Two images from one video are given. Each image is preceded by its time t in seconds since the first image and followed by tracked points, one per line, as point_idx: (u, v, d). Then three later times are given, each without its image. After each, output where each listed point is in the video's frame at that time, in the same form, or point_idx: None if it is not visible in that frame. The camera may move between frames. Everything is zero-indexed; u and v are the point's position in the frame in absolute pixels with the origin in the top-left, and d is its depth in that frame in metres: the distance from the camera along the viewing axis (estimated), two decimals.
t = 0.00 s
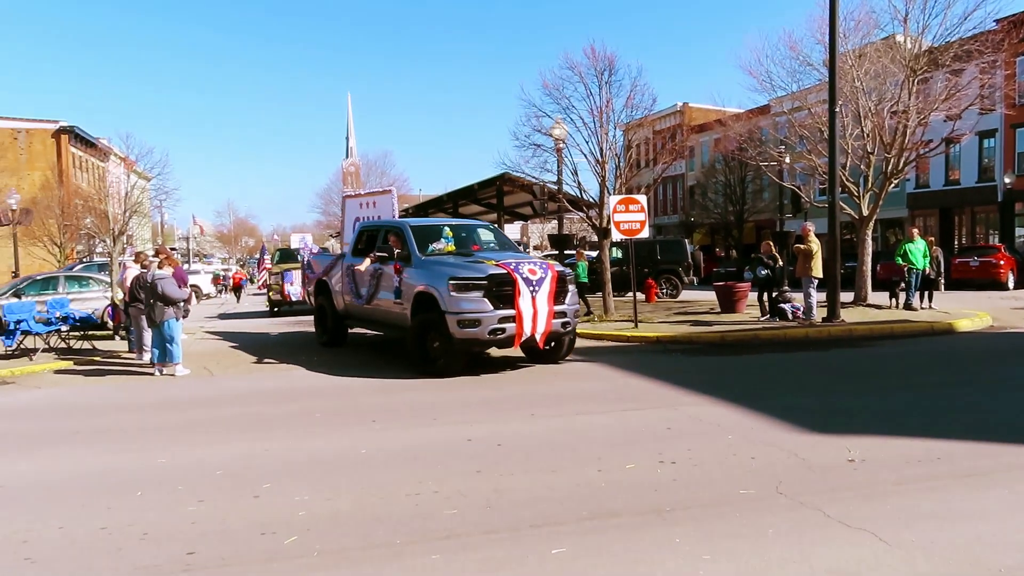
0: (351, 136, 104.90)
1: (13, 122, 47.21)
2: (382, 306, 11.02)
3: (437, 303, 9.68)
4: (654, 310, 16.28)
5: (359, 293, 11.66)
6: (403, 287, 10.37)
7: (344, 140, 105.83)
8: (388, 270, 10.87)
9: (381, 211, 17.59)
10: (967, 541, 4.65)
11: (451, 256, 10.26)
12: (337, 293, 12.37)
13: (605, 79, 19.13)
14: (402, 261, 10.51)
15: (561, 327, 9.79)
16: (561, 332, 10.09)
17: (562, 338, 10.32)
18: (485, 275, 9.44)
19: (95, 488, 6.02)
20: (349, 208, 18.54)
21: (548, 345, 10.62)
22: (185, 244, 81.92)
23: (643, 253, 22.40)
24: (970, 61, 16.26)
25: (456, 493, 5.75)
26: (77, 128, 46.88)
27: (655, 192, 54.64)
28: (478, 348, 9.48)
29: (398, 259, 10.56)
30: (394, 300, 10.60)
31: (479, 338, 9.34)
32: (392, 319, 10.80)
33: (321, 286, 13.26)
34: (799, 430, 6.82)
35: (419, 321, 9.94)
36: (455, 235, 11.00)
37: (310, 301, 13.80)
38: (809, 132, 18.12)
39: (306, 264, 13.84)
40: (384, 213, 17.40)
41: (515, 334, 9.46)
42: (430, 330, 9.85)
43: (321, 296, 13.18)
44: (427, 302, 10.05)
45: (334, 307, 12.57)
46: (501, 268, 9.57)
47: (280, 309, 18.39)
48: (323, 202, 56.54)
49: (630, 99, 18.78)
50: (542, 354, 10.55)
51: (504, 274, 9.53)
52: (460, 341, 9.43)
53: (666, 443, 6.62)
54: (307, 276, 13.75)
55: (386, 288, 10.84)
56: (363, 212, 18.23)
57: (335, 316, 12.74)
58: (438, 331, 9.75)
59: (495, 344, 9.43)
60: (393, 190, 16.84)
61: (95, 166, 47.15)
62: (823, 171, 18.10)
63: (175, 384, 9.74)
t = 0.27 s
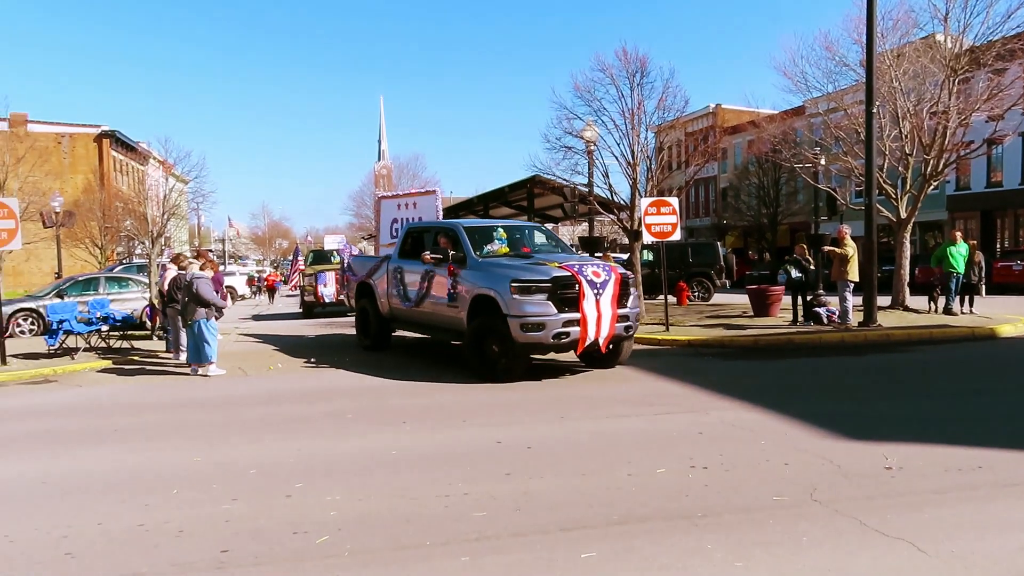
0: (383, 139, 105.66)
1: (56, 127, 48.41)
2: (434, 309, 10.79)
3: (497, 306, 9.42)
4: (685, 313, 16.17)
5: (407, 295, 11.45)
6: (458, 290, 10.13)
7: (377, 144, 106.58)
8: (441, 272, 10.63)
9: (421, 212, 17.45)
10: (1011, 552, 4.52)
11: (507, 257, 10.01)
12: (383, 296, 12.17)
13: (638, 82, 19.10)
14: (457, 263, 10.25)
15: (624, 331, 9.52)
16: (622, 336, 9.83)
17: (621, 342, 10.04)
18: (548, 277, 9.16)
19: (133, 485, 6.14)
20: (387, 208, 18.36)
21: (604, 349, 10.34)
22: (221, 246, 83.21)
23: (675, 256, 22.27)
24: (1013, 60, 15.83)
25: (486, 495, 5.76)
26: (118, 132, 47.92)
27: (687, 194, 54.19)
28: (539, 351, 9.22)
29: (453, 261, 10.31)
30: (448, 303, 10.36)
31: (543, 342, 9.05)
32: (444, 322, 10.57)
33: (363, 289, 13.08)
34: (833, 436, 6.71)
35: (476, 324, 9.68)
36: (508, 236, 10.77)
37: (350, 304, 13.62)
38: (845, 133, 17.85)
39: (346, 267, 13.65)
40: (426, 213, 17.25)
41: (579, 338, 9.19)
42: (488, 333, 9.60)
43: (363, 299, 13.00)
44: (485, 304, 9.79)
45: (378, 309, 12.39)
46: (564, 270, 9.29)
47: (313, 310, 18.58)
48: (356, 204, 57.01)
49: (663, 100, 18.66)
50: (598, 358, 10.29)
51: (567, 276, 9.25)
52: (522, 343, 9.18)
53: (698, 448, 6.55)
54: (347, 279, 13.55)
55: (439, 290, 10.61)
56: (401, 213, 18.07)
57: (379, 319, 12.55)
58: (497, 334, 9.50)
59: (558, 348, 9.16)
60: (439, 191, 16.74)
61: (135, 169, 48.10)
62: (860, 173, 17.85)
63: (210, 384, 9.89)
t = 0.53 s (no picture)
0: (402, 140, 106.07)
1: (81, 128, 49.12)
2: (474, 311, 10.49)
3: (547, 308, 9.12)
4: (703, 316, 16.09)
5: (444, 297, 11.14)
6: (503, 291, 9.83)
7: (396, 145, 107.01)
8: (483, 273, 10.33)
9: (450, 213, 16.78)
10: None
11: (554, 258, 9.75)
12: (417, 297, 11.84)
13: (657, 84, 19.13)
14: (502, 263, 9.96)
15: (677, 334, 9.25)
16: (673, 340, 9.55)
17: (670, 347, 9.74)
18: (603, 279, 8.89)
19: (154, 482, 6.21)
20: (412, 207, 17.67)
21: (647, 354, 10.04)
22: (241, 247, 83.94)
23: (693, 258, 22.17)
24: None
25: (501, 496, 5.76)
26: (141, 134, 48.53)
27: (706, 196, 53.89)
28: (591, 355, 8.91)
29: (498, 261, 10.02)
30: (492, 304, 10.05)
31: (597, 345, 8.75)
32: (486, 324, 10.26)
33: (392, 292, 12.74)
34: (853, 441, 6.65)
35: (523, 327, 9.37)
36: (551, 237, 10.51)
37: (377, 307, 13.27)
38: (867, 135, 17.69)
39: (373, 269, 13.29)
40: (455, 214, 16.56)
41: (633, 342, 8.91)
42: (536, 336, 9.29)
43: (393, 301, 12.67)
44: (531, 306, 9.50)
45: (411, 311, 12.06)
46: (618, 271, 9.03)
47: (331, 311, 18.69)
48: (374, 205, 57.30)
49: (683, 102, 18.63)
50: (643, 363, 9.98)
51: (621, 277, 8.99)
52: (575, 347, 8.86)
53: (716, 452, 6.52)
54: (374, 281, 13.18)
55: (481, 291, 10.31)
56: (428, 213, 17.39)
57: (411, 321, 12.22)
58: (546, 337, 9.19)
59: (612, 351, 8.88)
60: (471, 192, 16.05)
61: (157, 170, 48.68)
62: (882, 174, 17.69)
63: (230, 383, 9.99)
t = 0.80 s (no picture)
0: (411, 141, 106.21)
1: (94, 130, 49.44)
2: (509, 314, 10.19)
3: (594, 312, 8.86)
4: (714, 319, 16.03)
5: (475, 301, 10.78)
6: (543, 294, 9.54)
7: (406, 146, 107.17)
8: (519, 276, 10.01)
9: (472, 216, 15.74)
10: None
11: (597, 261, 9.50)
12: (445, 301, 11.46)
13: (667, 87, 19.16)
14: (541, 266, 9.66)
15: (725, 339, 9.06)
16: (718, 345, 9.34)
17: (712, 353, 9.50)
18: (653, 282, 8.65)
19: (167, 482, 6.24)
20: (432, 208, 16.65)
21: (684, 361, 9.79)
22: (251, 247, 84.28)
23: (704, 261, 22.11)
24: None
25: (511, 499, 5.76)
26: (153, 135, 48.80)
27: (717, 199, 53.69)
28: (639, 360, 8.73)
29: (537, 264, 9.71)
30: (530, 308, 9.76)
31: (647, 350, 8.54)
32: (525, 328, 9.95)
33: (416, 295, 12.33)
34: (864, 446, 6.61)
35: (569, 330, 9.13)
36: (590, 238, 10.23)
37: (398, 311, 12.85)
38: (879, 138, 17.58)
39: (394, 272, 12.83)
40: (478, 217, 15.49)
41: (683, 346, 8.71)
42: (579, 342, 9.06)
43: (417, 306, 12.28)
44: (574, 310, 9.24)
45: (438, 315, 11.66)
46: (668, 274, 8.79)
47: (341, 313, 18.72)
48: (384, 207, 57.40)
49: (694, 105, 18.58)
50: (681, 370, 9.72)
51: (671, 280, 8.76)
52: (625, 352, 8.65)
53: (727, 456, 6.49)
54: (395, 284, 12.77)
55: (518, 295, 10.01)
56: (449, 215, 16.35)
57: (437, 326, 11.82)
58: (592, 342, 8.97)
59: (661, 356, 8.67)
60: (497, 195, 14.93)
61: (169, 171, 48.94)
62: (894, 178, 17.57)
63: (241, 384, 10.02)
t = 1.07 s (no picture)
0: (417, 143, 106.41)
1: (101, 131, 49.70)
2: (543, 318, 9.82)
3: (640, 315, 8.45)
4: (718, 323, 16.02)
5: (506, 304, 10.41)
6: (582, 298, 9.16)
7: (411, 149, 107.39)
8: (555, 278, 9.65)
9: (490, 218, 14.42)
10: None
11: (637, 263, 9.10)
12: (471, 304, 11.08)
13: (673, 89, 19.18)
14: (579, 268, 9.28)
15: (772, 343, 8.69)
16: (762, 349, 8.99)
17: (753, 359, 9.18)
18: (701, 284, 8.24)
19: (172, 483, 6.26)
20: (446, 210, 15.31)
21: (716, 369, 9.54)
22: (257, 249, 84.53)
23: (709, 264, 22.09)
24: None
25: (514, 502, 5.75)
26: (160, 137, 49.03)
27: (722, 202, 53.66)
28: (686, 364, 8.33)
29: (574, 266, 9.33)
30: (567, 312, 9.39)
31: (696, 355, 8.14)
32: (559, 332, 9.60)
33: (436, 300, 11.95)
34: (870, 450, 6.57)
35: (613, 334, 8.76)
36: (626, 240, 9.84)
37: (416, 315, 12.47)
38: (885, 141, 17.51)
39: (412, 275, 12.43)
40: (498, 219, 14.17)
41: (733, 351, 8.31)
42: (624, 346, 8.70)
43: (436, 310, 11.90)
44: (617, 313, 8.87)
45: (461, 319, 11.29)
46: (716, 275, 8.39)
47: (346, 315, 18.75)
48: (389, 209, 57.50)
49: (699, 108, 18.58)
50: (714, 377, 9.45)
51: (721, 282, 8.35)
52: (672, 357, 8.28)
53: (731, 459, 6.47)
54: (413, 288, 12.38)
55: (554, 298, 9.63)
56: (465, 217, 14.97)
57: (459, 331, 11.48)
58: (635, 347, 8.62)
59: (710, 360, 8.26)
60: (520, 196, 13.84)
61: (175, 173, 49.15)
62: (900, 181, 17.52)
63: (246, 386, 10.04)
